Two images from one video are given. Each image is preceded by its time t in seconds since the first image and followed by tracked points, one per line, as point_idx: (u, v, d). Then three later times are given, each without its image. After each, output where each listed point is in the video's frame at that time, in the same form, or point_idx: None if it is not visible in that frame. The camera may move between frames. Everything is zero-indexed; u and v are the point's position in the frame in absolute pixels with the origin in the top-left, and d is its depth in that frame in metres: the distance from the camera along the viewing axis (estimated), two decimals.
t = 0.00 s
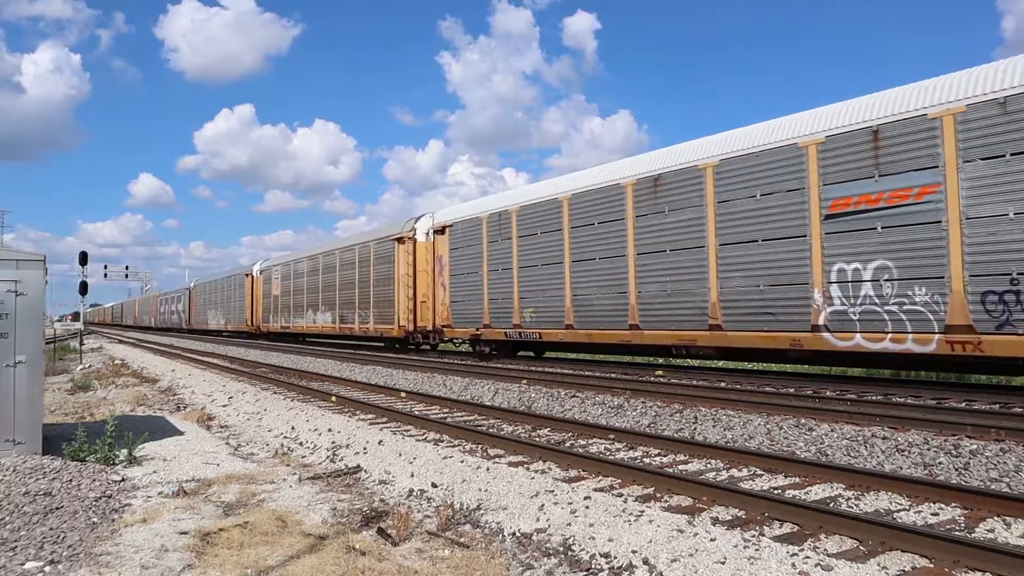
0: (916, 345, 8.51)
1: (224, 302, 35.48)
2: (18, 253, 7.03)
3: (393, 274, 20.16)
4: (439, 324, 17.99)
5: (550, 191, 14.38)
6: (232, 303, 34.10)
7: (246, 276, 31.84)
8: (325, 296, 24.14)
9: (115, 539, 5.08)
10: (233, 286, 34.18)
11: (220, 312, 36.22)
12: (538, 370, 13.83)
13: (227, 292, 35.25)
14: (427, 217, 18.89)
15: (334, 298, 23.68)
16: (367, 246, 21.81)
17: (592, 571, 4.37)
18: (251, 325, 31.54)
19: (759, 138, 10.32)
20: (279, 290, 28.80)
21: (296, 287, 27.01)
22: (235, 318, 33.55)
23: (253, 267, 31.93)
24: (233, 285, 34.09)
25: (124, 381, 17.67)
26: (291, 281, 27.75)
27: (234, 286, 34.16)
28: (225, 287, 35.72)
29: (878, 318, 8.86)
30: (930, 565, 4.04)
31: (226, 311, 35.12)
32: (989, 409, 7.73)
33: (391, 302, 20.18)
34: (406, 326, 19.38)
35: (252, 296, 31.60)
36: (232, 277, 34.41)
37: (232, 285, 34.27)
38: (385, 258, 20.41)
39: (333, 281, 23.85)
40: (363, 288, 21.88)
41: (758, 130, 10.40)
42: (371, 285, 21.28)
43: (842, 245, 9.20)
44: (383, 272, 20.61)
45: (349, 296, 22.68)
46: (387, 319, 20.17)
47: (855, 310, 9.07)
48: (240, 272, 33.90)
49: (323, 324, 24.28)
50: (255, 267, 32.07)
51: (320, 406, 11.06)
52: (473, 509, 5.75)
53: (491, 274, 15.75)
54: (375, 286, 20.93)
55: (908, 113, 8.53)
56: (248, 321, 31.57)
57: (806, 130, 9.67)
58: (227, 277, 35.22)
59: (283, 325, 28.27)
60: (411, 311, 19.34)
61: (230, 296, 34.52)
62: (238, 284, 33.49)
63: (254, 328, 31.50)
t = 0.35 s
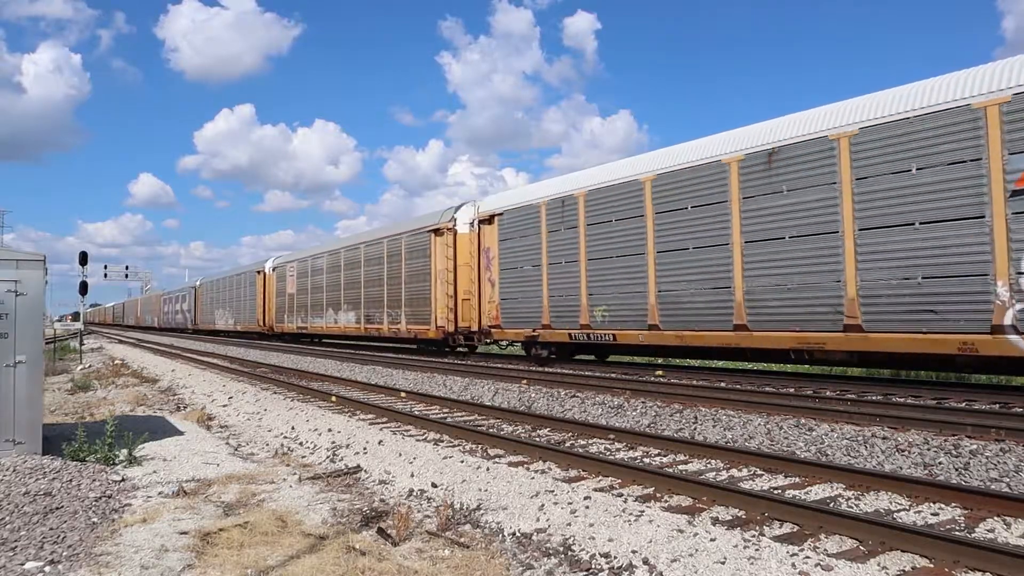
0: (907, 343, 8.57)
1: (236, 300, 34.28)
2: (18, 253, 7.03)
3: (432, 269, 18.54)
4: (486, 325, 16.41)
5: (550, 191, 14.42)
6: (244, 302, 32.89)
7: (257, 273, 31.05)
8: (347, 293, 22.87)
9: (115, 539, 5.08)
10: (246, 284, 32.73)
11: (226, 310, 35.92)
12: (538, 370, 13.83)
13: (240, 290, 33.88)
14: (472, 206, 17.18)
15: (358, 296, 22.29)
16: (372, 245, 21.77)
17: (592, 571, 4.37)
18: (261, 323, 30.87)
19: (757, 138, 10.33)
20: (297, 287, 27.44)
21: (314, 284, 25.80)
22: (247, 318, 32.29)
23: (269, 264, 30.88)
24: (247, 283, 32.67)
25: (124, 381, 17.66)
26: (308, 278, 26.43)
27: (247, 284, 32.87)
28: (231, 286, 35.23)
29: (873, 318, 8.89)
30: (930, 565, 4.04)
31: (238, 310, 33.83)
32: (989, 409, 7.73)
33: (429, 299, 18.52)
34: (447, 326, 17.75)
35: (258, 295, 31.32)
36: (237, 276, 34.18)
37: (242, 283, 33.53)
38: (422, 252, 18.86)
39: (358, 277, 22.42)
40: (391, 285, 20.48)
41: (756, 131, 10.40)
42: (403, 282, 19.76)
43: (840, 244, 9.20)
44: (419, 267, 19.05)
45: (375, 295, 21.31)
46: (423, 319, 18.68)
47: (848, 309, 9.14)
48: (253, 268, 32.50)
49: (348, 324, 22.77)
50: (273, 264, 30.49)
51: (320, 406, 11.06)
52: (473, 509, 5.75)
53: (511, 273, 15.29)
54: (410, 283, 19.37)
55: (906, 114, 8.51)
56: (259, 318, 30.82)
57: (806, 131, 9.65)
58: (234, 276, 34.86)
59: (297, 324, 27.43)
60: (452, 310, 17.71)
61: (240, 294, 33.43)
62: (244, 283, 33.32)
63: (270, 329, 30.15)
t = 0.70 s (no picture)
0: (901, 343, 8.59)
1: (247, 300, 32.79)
2: (18, 253, 7.03)
3: (460, 265, 17.42)
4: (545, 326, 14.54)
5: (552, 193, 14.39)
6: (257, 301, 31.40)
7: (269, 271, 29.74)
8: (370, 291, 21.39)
9: (115, 539, 5.08)
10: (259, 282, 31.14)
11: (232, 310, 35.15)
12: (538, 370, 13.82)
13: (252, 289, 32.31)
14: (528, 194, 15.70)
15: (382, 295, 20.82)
16: (377, 244, 21.62)
17: (592, 571, 4.37)
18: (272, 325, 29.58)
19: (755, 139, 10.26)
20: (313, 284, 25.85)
21: (330, 281, 24.39)
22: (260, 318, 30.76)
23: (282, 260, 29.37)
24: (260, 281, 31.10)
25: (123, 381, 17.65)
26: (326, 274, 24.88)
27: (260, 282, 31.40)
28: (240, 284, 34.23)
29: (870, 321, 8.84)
30: (930, 565, 4.04)
31: (250, 310, 32.29)
32: (989, 409, 7.73)
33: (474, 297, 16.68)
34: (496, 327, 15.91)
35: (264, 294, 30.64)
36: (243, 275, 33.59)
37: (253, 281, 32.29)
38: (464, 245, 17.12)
39: (382, 274, 20.94)
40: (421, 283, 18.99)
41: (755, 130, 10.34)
42: (439, 278, 18.10)
43: (838, 245, 9.13)
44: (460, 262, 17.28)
45: (404, 292, 19.77)
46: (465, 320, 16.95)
47: (845, 310, 9.09)
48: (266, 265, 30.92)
49: (373, 325, 21.24)
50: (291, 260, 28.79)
51: (320, 406, 11.05)
52: (473, 509, 5.75)
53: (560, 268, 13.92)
54: (450, 280, 17.60)
55: (903, 113, 8.46)
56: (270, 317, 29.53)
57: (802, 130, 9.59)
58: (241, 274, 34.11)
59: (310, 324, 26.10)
60: (501, 309, 15.90)
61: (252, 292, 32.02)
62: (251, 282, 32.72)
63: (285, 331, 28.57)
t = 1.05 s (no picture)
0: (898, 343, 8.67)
1: (261, 298, 31.29)
2: (18, 253, 7.03)
3: (460, 265, 17.48)
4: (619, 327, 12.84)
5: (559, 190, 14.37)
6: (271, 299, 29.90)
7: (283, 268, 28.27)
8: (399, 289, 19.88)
9: (115, 539, 5.08)
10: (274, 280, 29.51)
11: (239, 309, 33.99)
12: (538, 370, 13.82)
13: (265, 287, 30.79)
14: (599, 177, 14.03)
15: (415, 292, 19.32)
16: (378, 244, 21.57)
17: (591, 571, 4.37)
18: (287, 326, 28.19)
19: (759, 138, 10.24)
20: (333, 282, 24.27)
21: (352, 279, 22.88)
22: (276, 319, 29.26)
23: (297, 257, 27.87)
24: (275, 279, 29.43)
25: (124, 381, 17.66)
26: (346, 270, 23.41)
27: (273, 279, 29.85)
28: (249, 283, 32.97)
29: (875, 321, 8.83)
30: (930, 565, 4.04)
31: (263, 309, 30.75)
32: (989, 409, 7.73)
33: (532, 295, 14.85)
34: (560, 329, 14.12)
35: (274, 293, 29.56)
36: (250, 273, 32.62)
37: (264, 278, 30.82)
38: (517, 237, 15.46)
39: (414, 269, 19.39)
40: (458, 280, 17.52)
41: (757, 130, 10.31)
42: (485, 274, 16.50)
43: (841, 245, 9.15)
44: (512, 256, 15.57)
45: (439, 290, 18.23)
46: (520, 319, 15.23)
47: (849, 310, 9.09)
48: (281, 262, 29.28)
49: (403, 326, 19.77)
50: (309, 256, 27.02)
51: (320, 406, 11.06)
52: (473, 509, 5.75)
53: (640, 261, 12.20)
54: (502, 275, 15.88)
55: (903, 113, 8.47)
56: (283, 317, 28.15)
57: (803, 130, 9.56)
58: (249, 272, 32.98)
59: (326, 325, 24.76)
60: (565, 308, 14.10)
61: (265, 291, 30.55)
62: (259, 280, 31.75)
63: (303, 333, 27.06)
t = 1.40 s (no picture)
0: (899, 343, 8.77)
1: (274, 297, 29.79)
2: (18, 253, 7.03)
3: (463, 264, 17.43)
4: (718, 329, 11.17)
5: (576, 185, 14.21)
6: (286, 298, 28.36)
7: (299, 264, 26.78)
8: (436, 286, 18.17)
9: (115, 539, 5.08)
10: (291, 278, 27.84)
11: (248, 307, 32.72)
12: (538, 370, 13.81)
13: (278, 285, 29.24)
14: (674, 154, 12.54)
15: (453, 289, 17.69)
16: (378, 245, 21.57)
17: (591, 571, 4.37)
18: (302, 326, 26.74)
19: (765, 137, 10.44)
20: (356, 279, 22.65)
21: (377, 275, 21.34)
22: (292, 319, 27.68)
23: (313, 254, 26.19)
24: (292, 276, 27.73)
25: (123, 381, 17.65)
26: (368, 267, 21.96)
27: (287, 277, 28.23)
28: (259, 281, 31.63)
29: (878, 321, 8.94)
30: (930, 565, 4.04)
31: (277, 309, 29.20)
32: (989, 409, 7.73)
33: (606, 291, 13.15)
34: (645, 331, 12.28)
35: (288, 291, 28.30)
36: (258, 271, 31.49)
37: (277, 275, 29.34)
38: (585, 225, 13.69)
39: (452, 263, 17.74)
40: (506, 276, 15.90)
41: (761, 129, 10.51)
42: (542, 268, 14.77)
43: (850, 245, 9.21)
44: (579, 247, 13.80)
45: (484, 286, 16.55)
46: (592, 318, 13.46)
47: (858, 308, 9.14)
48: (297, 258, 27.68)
49: (440, 326, 18.22)
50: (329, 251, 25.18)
51: (320, 406, 11.05)
52: (473, 509, 5.75)
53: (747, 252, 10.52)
54: (569, 268, 14.04)
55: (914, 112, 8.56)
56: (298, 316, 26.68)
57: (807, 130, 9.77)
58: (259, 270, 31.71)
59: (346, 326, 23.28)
60: (646, 306, 12.29)
61: (278, 289, 29.06)
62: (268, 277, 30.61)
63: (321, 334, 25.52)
